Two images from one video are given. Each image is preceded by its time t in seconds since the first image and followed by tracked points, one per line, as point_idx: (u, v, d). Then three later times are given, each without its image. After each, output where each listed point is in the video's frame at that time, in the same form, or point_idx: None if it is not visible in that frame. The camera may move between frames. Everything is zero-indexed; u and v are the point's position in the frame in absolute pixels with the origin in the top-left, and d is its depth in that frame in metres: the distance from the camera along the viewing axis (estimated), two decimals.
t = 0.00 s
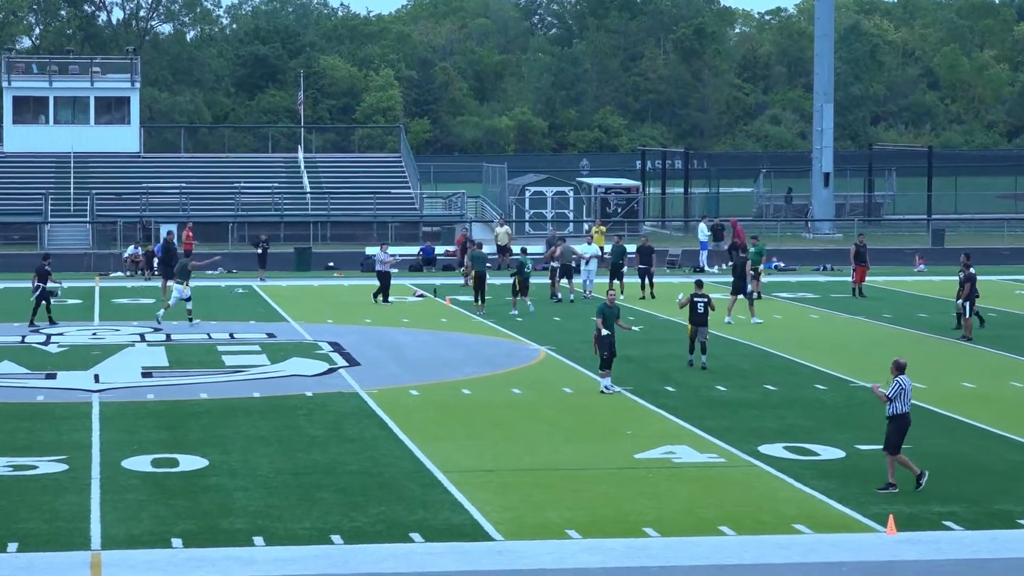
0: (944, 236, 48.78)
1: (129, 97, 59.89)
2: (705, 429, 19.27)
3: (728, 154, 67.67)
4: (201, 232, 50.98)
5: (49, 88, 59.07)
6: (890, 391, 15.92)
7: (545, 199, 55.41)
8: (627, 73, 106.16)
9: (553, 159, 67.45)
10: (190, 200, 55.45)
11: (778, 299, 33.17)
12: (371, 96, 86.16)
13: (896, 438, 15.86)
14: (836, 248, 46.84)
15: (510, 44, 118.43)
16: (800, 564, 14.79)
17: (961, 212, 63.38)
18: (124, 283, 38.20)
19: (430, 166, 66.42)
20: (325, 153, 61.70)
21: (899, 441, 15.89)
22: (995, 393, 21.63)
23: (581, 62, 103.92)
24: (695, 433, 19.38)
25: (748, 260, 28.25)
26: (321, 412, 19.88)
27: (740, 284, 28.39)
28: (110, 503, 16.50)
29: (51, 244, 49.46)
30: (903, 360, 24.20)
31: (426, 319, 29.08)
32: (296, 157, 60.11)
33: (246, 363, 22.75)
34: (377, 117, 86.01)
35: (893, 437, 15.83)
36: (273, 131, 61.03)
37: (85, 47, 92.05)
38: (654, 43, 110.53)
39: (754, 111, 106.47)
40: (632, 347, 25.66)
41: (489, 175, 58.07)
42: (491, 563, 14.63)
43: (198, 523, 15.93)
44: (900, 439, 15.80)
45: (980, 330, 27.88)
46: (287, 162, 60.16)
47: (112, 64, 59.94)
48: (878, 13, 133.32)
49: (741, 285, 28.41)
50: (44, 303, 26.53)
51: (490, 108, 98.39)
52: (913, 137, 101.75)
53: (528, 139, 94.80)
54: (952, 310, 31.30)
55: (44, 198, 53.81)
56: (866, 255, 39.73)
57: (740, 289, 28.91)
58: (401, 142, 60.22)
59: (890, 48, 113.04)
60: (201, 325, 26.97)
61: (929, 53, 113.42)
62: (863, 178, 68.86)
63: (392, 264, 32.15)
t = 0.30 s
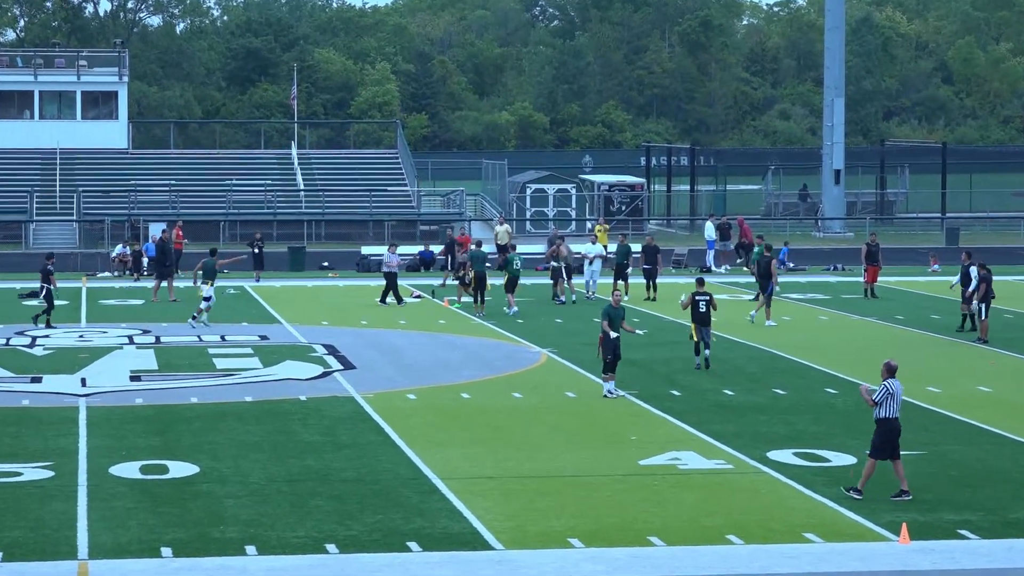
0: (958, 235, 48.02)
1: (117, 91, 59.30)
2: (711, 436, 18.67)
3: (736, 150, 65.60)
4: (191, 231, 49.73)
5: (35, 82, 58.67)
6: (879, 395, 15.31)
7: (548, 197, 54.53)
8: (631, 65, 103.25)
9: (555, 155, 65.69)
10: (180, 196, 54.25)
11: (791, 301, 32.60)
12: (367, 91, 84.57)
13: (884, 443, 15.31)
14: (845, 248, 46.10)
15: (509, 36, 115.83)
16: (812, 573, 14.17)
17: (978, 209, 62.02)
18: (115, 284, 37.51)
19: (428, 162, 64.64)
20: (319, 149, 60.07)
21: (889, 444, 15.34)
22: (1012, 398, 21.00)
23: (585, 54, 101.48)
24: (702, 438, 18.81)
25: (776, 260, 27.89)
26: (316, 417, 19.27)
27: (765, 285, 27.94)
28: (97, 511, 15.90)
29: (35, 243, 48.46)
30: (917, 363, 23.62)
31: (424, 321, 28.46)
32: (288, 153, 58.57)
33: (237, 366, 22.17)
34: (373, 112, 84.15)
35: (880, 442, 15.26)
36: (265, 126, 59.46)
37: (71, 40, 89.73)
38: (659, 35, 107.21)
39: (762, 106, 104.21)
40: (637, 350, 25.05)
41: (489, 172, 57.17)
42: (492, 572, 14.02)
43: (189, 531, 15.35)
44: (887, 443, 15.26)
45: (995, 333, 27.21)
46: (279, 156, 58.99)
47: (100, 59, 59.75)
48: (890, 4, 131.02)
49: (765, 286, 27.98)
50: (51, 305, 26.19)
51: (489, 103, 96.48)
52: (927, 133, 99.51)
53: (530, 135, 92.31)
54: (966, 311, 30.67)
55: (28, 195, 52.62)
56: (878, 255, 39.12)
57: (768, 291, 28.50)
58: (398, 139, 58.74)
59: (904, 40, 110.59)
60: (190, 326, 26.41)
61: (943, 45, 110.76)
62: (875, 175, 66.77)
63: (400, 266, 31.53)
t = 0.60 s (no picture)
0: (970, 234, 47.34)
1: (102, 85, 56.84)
2: (718, 440, 18.11)
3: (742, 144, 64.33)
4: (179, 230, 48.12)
5: (18, 75, 56.20)
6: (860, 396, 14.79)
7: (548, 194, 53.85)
8: (634, 58, 102.01)
9: (557, 149, 64.53)
10: (168, 192, 52.77)
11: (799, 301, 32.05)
12: (362, 84, 83.59)
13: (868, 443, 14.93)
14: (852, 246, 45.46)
15: (505, 27, 113.86)
16: None
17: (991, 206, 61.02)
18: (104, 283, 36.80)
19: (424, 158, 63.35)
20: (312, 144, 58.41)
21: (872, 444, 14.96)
22: None
23: (586, 46, 99.38)
24: (707, 442, 18.26)
25: (797, 258, 27.28)
26: (309, 421, 18.70)
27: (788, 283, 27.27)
28: (83, 519, 15.33)
29: (18, 242, 46.83)
30: (928, 364, 23.08)
31: (420, 322, 27.82)
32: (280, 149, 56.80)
33: (228, 369, 21.60)
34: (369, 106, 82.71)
35: (863, 443, 14.88)
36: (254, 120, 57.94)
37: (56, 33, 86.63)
38: (663, 25, 104.99)
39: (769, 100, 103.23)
40: (640, 352, 24.50)
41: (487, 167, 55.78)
42: None
43: (178, 539, 14.79)
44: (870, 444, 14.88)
45: (1007, 334, 26.65)
46: (271, 151, 57.14)
47: (85, 51, 57.58)
48: None
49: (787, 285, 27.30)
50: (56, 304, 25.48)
51: (489, 97, 94.81)
52: (938, 128, 98.04)
53: (529, 129, 91.50)
54: (978, 312, 30.12)
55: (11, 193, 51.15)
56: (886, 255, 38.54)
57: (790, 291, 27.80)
58: (393, 133, 56.99)
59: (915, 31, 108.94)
60: (178, 328, 25.86)
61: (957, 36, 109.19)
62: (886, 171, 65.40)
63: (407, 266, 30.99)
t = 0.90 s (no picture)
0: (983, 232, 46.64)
1: (88, 79, 56.31)
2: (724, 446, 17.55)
3: (749, 141, 63.32)
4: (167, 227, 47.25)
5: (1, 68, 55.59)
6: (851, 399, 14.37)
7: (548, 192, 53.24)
8: (637, 51, 101.21)
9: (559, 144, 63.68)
10: (157, 189, 51.91)
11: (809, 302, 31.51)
12: (354, 78, 82.16)
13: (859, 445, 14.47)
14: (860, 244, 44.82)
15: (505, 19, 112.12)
16: None
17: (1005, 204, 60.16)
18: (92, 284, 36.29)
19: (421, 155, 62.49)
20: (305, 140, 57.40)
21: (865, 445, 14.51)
22: None
23: (589, 38, 97.74)
24: (714, 448, 17.69)
25: (822, 258, 26.66)
26: (302, 427, 18.14)
27: (812, 284, 26.69)
28: (66, 527, 14.76)
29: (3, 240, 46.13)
30: (941, 369, 22.52)
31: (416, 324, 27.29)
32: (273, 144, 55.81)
33: (218, 372, 21.06)
34: (362, 101, 81.74)
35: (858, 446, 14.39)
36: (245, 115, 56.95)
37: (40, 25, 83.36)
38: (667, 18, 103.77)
39: (778, 93, 102.24)
40: (644, 354, 23.94)
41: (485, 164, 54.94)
42: None
43: (165, 548, 14.21)
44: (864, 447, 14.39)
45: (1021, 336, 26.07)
46: (261, 147, 56.45)
47: (72, 45, 56.73)
48: None
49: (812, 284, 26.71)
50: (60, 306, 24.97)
51: (488, 90, 93.73)
52: (952, 123, 96.75)
53: (529, 125, 90.34)
54: (993, 315, 29.54)
55: None
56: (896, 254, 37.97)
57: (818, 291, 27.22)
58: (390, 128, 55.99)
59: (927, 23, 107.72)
60: (167, 330, 25.32)
61: (972, 28, 107.81)
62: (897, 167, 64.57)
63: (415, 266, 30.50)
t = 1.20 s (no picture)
0: (999, 229, 45.93)
1: (73, 72, 54.88)
2: (731, 452, 17.02)
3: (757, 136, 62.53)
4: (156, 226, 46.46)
5: None
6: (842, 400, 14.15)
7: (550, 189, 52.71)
8: (641, 43, 100.55)
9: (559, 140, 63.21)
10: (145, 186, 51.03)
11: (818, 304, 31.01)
12: (348, 72, 81.08)
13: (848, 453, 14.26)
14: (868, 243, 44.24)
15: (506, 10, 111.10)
16: None
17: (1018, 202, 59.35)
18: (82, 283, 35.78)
19: (419, 151, 61.75)
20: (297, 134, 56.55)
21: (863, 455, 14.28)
22: None
23: (591, 28, 96.70)
24: (721, 454, 17.15)
25: (846, 258, 26.05)
26: (296, 431, 17.60)
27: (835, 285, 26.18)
28: (51, 535, 14.22)
29: None
30: (954, 371, 22.02)
31: (414, 325, 26.75)
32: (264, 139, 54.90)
33: (208, 375, 20.54)
34: (358, 94, 80.99)
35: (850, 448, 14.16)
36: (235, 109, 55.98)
37: (25, 16, 82.91)
38: (671, 10, 102.84)
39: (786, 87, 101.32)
40: (647, 356, 23.41)
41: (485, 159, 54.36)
42: None
43: (154, 557, 13.66)
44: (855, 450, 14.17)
45: None
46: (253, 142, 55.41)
47: (58, 37, 55.53)
48: None
49: (836, 287, 26.23)
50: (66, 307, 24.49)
51: (487, 84, 92.94)
52: (965, 117, 95.68)
53: (530, 119, 89.53)
54: (1007, 316, 28.99)
55: None
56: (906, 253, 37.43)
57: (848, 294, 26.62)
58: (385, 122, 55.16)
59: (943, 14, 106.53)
60: (156, 332, 24.79)
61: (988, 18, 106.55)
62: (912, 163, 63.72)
63: (422, 267, 29.98)
